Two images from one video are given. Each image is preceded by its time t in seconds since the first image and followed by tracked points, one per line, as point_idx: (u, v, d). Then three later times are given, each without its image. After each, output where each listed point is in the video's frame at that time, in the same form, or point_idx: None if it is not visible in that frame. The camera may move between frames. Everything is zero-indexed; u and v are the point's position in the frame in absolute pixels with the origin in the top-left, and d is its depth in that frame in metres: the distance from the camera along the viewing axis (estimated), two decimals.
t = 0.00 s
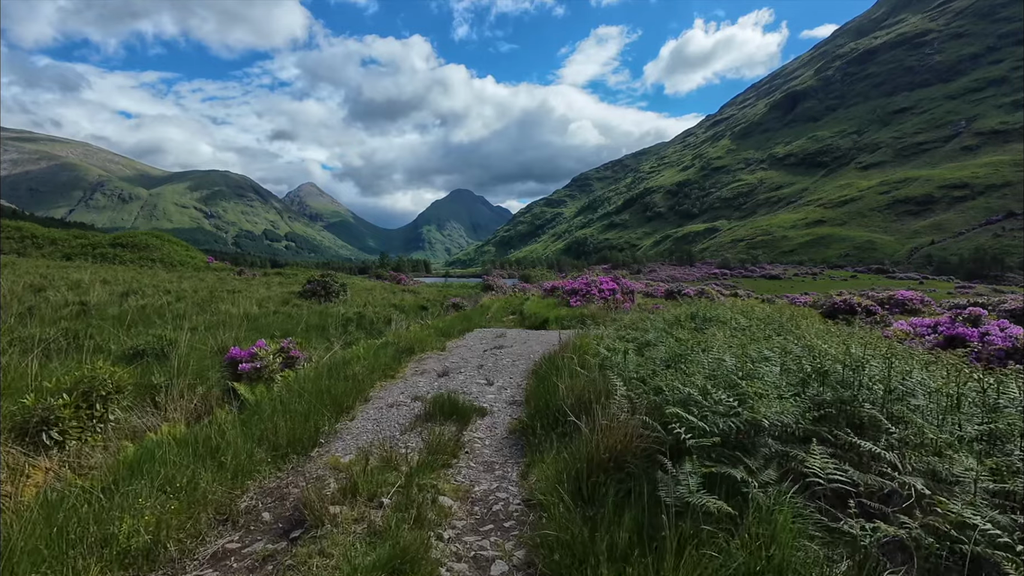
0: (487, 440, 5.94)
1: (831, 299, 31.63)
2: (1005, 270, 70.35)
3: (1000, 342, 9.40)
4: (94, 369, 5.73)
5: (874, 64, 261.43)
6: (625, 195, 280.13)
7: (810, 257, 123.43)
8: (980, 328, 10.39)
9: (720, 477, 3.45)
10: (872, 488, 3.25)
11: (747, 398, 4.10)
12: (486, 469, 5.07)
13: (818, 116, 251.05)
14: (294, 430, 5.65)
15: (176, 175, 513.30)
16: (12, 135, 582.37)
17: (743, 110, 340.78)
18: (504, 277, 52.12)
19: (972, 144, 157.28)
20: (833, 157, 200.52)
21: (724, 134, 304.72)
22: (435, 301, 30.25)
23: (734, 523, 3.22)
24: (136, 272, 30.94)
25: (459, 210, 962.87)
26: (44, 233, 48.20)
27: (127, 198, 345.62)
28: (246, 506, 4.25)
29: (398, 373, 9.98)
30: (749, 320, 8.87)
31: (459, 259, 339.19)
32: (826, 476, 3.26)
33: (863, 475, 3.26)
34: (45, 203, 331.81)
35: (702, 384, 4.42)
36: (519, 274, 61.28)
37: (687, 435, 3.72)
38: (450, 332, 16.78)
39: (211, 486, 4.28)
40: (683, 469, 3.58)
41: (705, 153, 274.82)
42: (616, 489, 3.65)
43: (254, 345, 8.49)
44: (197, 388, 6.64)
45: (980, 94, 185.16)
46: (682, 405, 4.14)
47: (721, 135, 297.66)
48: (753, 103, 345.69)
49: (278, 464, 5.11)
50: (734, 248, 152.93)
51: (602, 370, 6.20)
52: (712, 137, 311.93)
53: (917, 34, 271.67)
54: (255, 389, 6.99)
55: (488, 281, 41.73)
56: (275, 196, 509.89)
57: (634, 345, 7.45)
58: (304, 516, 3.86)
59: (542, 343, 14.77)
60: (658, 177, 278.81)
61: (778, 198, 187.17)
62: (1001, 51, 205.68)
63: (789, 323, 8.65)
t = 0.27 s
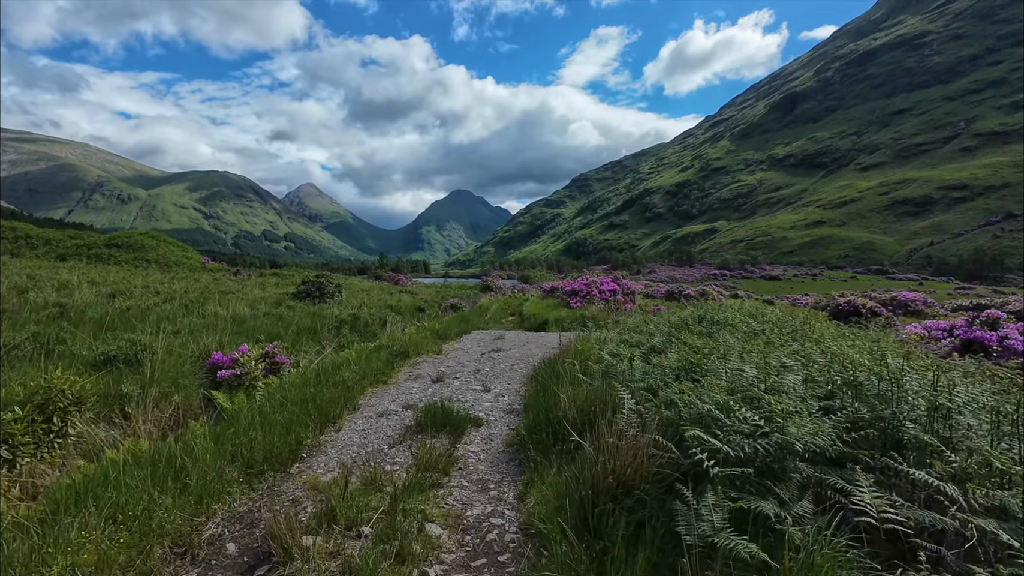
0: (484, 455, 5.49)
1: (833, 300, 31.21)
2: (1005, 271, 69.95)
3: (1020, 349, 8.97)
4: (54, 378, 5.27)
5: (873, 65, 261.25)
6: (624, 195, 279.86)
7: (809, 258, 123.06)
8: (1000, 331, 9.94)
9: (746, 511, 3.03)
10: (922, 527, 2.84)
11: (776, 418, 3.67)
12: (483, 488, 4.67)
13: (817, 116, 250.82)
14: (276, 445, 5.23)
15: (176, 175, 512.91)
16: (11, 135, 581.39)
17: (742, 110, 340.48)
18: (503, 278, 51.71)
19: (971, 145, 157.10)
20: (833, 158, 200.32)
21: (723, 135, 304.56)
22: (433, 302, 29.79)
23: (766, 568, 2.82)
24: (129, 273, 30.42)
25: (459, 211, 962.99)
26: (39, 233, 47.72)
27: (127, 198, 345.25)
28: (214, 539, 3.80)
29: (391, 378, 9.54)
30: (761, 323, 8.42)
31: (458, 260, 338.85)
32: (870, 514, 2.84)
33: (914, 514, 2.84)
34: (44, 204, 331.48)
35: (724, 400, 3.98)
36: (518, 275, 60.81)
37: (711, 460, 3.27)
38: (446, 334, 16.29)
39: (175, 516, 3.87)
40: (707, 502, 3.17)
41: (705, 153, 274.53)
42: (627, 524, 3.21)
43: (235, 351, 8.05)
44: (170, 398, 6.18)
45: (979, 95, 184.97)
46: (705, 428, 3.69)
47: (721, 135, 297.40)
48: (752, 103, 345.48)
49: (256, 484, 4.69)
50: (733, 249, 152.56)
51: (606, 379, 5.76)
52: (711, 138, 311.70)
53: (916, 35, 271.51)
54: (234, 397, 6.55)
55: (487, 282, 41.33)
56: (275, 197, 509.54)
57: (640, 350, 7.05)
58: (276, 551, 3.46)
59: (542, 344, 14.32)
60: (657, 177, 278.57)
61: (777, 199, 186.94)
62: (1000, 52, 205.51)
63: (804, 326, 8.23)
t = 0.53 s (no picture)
0: (482, 468, 5.08)
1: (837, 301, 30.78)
2: (1006, 270, 69.56)
3: None
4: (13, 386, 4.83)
5: (873, 64, 260.83)
6: (624, 195, 279.42)
7: (809, 258, 122.63)
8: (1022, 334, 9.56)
9: (788, 548, 2.64)
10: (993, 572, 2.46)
11: (814, 433, 3.34)
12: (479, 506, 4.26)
13: (817, 116, 250.53)
14: (256, 455, 4.82)
15: (175, 175, 512.18)
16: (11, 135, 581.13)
17: (742, 110, 339.94)
18: (503, 278, 51.23)
19: (971, 145, 156.60)
20: (833, 158, 199.80)
21: (723, 135, 304.19)
22: (432, 302, 29.33)
23: None
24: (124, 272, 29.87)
25: (459, 211, 962.77)
26: (35, 232, 47.17)
27: (126, 198, 344.64)
28: (173, 561, 3.47)
29: (386, 382, 9.09)
30: (775, 325, 8.02)
31: (458, 260, 338.32)
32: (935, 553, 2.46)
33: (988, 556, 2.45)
34: (44, 204, 330.92)
35: (746, 416, 3.61)
36: (518, 275, 60.34)
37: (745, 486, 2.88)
38: (446, 336, 15.81)
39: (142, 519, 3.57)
40: (727, 540, 2.78)
41: (705, 153, 274.02)
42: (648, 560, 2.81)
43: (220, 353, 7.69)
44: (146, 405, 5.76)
45: (979, 95, 184.62)
46: (732, 452, 3.28)
47: (721, 136, 296.95)
48: (752, 103, 345.05)
49: (227, 501, 4.25)
50: (734, 249, 152.07)
51: (614, 385, 5.35)
52: (711, 138, 311.28)
53: (916, 35, 271.06)
54: (215, 403, 6.14)
55: (487, 282, 40.85)
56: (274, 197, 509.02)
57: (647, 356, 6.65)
58: None
59: (548, 348, 13.82)
60: (657, 178, 278.04)
61: (777, 199, 186.48)
62: (1000, 52, 205.09)
63: (824, 328, 7.75)
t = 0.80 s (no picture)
0: (486, 487, 4.62)
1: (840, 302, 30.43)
2: (1006, 270, 69.26)
3: None
4: None
5: (873, 65, 260.68)
6: (624, 196, 279.19)
7: (810, 258, 122.26)
8: None
9: None
10: None
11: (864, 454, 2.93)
12: (481, 534, 3.82)
13: (817, 117, 250.30)
14: (237, 471, 4.37)
15: (175, 176, 511.86)
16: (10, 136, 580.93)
17: (741, 111, 339.70)
18: (503, 278, 50.81)
19: (971, 145, 156.34)
20: (833, 158, 199.53)
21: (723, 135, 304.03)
22: (431, 303, 28.90)
23: None
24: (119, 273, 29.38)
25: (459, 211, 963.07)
26: (31, 232, 46.77)
27: (126, 199, 344.35)
28: None
29: (382, 387, 8.64)
30: (796, 329, 7.55)
31: (458, 261, 338.11)
32: None
33: None
34: (44, 204, 330.80)
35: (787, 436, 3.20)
36: (518, 275, 59.87)
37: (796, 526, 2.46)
38: (445, 337, 15.35)
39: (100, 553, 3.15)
40: None
41: (705, 154, 273.76)
42: None
43: (203, 357, 7.25)
44: (118, 415, 5.29)
45: (979, 96, 184.46)
46: (777, 479, 2.87)
47: (721, 136, 296.76)
48: (752, 104, 345.00)
49: (199, 527, 3.81)
50: (734, 249, 151.67)
51: (629, 397, 4.89)
52: (711, 138, 311.11)
53: (915, 36, 270.94)
54: (194, 413, 5.68)
55: (487, 282, 40.42)
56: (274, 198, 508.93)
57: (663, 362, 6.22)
58: None
59: (551, 349, 13.38)
60: (657, 178, 277.81)
61: (777, 199, 186.18)
62: (1000, 52, 204.92)
63: (848, 330, 7.29)
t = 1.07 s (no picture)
0: (483, 507, 4.20)
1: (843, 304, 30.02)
2: (1007, 271, 68.69)
3: None
4: None
5: (872, 66, 260.47)
6: (624, 196, 278.85)
7: (809, 258, 121.72)
8: None
9: None
10: None
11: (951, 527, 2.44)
12: (478, 563, 3.42)
13: (817, 117, 249.89)
14: (206, 492, 3.96)
15: (174, 176, 511.24)
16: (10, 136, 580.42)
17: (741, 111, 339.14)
18: (503, 279, 50.40)
19: (971, 146, 155.94)
20: (832, 159, 199.10)
21: (723, 136, 303.63)
22: (430, 303, 28.52)
23: None
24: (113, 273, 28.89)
25: (459, 212, 963.51)
26: (28, 233, 46.44)
27: (127, 200, 344.54)
28: None
29: (376, 392, 8.25)
30: (819, 334, 7.06)
31: (458, 261, 337.76)
32: None
33: None
34: (44, 205, 330.89)
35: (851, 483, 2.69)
36: (519, 276, 59.35)
37: None
38: (442, 339, 14.93)
39: None
40: None
41: (705, 154, 273.36)
42: None
43: (182, 361, 6.82)
44: (76, 425, 4.87)
45: (979, 96, 184.14)
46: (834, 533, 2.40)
47: (720, 137, 296.22)
48: (751, 104, 344.59)
49: (160, 559, 3.41)
50: (733, 250, 151.27)
51: (645, 414, 4.42)
52: (710, 139, 310.70)
53: (915, 36, 270.37)
54: (161, 425, 5.16)
55: (487, 283, 39.98)
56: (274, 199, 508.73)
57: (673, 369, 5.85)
58: None
59: (552, 352, 12.95)
60: (657, 178, 277.47)
61: (777, 200, 185.83)
62: (1000, 53, 204.54)
63: (873, 335, 6.81)
